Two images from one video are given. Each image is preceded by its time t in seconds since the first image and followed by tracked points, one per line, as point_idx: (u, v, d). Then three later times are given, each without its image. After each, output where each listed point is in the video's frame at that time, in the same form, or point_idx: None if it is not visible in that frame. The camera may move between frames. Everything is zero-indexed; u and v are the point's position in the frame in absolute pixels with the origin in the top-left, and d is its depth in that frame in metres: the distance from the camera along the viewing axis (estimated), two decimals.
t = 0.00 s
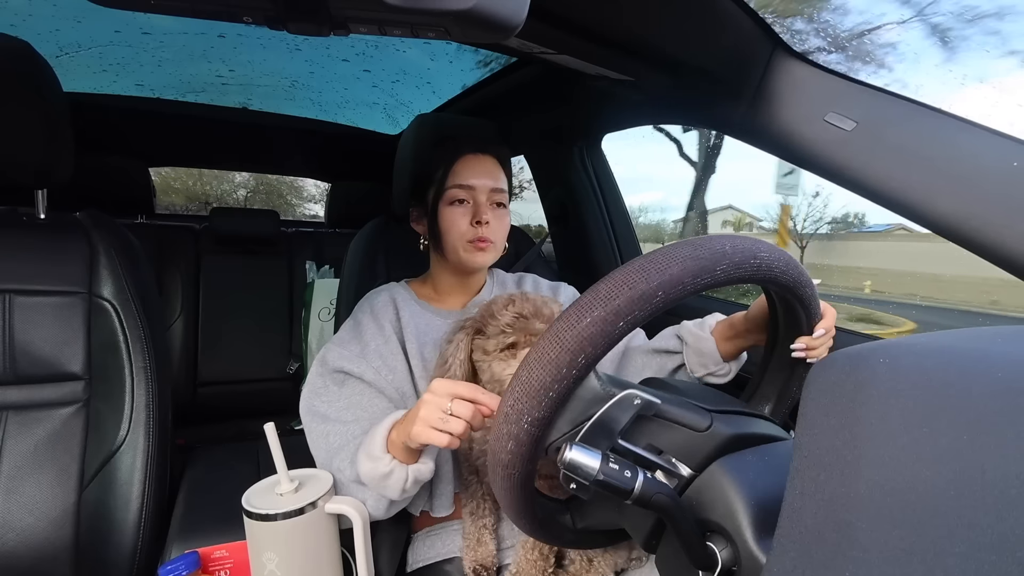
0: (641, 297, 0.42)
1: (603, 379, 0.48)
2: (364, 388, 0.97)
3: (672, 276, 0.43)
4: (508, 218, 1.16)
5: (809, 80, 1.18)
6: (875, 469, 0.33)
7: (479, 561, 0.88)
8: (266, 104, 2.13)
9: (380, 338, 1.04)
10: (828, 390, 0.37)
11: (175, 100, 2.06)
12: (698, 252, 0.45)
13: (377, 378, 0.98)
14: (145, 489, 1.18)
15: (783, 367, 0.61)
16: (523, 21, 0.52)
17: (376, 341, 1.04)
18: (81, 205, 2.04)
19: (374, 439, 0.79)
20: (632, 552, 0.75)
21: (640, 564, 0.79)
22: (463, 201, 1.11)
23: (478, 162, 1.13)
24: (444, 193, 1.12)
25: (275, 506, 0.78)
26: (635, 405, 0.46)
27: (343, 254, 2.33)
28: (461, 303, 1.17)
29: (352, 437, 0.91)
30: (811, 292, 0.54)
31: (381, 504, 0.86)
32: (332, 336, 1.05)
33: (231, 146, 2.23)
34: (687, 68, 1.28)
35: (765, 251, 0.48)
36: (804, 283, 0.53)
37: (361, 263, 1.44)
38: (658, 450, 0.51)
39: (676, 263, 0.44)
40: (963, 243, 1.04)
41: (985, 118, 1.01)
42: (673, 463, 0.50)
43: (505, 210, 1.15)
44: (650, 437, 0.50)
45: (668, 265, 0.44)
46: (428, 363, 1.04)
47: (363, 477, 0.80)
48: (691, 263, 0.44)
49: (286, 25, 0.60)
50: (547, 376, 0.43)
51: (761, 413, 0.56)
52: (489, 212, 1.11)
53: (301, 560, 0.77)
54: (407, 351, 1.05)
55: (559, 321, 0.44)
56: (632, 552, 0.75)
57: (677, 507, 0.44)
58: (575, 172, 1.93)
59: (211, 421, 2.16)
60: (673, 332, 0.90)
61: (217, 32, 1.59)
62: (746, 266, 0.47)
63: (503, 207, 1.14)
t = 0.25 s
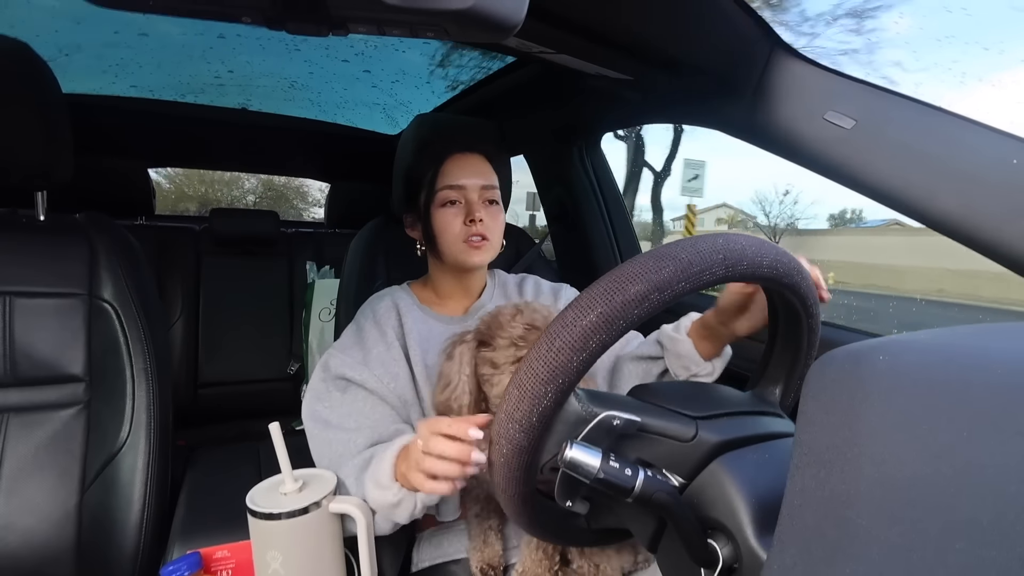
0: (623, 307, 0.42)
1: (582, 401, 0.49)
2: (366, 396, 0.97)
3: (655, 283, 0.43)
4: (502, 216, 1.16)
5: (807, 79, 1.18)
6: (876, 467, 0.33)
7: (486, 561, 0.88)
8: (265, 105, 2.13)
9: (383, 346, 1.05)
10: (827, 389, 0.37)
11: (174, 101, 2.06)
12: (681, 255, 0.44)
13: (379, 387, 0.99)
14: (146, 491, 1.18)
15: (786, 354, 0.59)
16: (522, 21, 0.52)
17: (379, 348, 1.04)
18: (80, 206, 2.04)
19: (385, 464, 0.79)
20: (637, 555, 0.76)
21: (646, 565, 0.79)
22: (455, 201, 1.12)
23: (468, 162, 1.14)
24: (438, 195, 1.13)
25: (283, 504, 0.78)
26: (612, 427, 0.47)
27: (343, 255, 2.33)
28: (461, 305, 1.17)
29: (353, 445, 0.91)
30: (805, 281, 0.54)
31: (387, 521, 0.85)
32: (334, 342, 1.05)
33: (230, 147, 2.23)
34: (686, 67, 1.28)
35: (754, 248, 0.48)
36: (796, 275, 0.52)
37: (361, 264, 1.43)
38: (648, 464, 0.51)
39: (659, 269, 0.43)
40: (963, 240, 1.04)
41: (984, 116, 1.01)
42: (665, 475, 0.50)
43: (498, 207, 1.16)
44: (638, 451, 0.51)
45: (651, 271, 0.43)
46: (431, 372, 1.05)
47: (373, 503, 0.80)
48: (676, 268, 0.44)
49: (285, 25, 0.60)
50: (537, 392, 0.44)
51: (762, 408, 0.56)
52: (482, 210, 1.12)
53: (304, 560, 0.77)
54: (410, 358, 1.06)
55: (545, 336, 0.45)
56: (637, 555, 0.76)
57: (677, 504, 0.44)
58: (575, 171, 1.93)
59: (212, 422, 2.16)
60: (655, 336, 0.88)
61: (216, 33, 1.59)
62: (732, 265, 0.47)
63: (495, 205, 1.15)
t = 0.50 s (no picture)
0: (596, 327, 0.42)
1: (568, 417, 0.49)
2: (359, 393, 0.99)
3: (628, 300, 0.42)
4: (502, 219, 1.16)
5: (809, 78, 1.18)
6: (876, 468, 0.33)
7: (479, 561, 0.88)
8: (265, 102, 2.13)
9: (378, 342, 1.05)
10: (827, 388, 0.37)
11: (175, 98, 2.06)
12: (656, 267, 0.43)
13: (373, 384, 1.00)
14: (145, 489, 1.18)
15: (790, 344, 0.58)
16: (522, 19, 0.52)
17: (374, 344, 1.05)
18: (81, 203, 2.04)
19: (407, 490, 0.85)
20: (632, 553, 0.78)
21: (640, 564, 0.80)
22: (457, 202, 1.11)
23: (471, 163, 1.13)
24: (438, 196, 1.12)
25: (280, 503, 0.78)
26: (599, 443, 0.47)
27: (343, 253, 2.33)
28: (461, 304, 1.17)
29: (345, 444, 0.94)
30: (797, 270, 0.52)
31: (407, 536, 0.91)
32: (329, 337, 1.05)
33: (231, 145, 2.23)
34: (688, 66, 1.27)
35: (756, 248, 0.48)
36: (786, 271, 0.51)
37: (361, 262, 1.43)
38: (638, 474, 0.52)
39: (631, 284, 0.43)
40: (964, 242, 1.04)
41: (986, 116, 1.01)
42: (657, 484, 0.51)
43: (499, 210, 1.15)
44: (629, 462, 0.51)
45: (623, 288, 0.42)
46: (427, 367, 1.04)
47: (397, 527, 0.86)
48: (648, 281, 0.43)
49: (286, 23, 0.60)
50: (522, 416, 0.45)
51: (762, 406, 0.55)
52: (482, 213, 1.12)
53: (302, 559, 0.77)
54: (405, 353, 1.05)
55: (526, 358, 0.45)
56: (632, 553, 0.77)
57: (678, 505, 0.44)
58: (575, 170, 1.92)
59: (211, 420, 2.16)
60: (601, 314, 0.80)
61: (217, 30, 1.59)
62: (713, 269, 0.45)
63: (496, 208, 1.14)
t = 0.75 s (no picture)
0: (588, 336, 0.42)
1: (566, 421, 0.50)
2: (361, 395, 0.99)
3: (620, 307, 0.42)
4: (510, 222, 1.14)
5: (808, 81, 1.18)
6: (877, 471, 0.33)
7: (484, 559, 0.89)
8: (266, 104, 2.13)
9: (380, 343, 1.05)
10: (826, 391, 0.37)
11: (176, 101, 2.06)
12: (649, 273, 0.43)
13: (375, 386, 1.00)
14: (144, 490, 1.18)
15: (790, 341, 0.58)
16: (523, 22, 0.52)
17: (376, 346, 1.04)
18: (81, 205, 2.04)
19: (416, 498, 0.84)
20: (635, 554, 0.77)
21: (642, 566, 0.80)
22: (461, 203, 1.11)
23: (476, 165, 1.13)
24: (445, 196, 1.12)
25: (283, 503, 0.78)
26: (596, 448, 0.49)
27: (343, 255, 2.33)
28: (462, 306, 1.17)
29: (347, 446, 0.94)
30: (795, 270, 0.52)
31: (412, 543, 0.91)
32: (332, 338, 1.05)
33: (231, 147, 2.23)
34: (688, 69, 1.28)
35: (755, 251, 0.48)
36: (784, 272, 0.50)
37: (362, 264, 1.44)
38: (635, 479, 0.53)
39: (624, 291, 0.42)
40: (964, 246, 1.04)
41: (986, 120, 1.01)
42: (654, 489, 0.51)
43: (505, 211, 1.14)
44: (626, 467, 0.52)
45: (615, 295, 0.42)
46: (430, 371, 1.04)
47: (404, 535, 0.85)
48: (641, 287, 0.42)
49: (287, 26, 0.60)
50: (520, 424, 0.45)
51: (762, 409, 0.55)
52: (488, 215, 1.11)
53: (304, 560, 0.77)
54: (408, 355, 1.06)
55: (523, 366, 0.45)
56: (636, 554, 0.77)
57: (678, 508, 0.44)
58: (576, 173, 1.93)
59: (211, 421, 2.15)
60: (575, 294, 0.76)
61: (218, 33, 1.60)
62: (708, 273, 0.45)
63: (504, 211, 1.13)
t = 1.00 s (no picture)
0: (586, 335, 0.42)
1: (565, 420, 0.50)
2: (361, 396, 0.99)
3: (618, 306, 0.42)
4: (502, 215, 1.15)
5: (809, 78, 1.18)
6: (875, 468, 0.33)
7: (484, 559, 0.89)
8: (265, 103, 2.13)
9: (379, 344, 1.04)
10: (827, 389, 0.37)
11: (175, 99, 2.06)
12: (647, 271, 0.43)
13: (374, 387, 1.00)
14: (145, 489, 1.18)
15: (791, 337, 0.58)
16: (522, 19, 0.52)
17: (375, 347, 1.04)
18: (81, 204, 2.04)
19: (417, 499, 0.84)
20: (635, 552, 0.77)
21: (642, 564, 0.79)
22: (456, 199, 1.11)
23: (467, 160, 1.13)
24: (437, 193, 1.12)
25: (284, 501, 0.78)
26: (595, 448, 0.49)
27: (342, 253, 2.33)
28: (461, 304, 1.17)
29: (347, 446, 0.94)
30: (793, 265, 0.51)
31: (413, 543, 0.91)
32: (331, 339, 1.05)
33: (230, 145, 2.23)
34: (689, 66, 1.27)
35: (753, 248, 0.48)
36: (783, 268, 0.50)
37: (361, 263, 1.44)
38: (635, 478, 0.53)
39: (621, 290, 0.42)
40: (964, 242, 1.04)
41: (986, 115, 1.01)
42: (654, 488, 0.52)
43: (497, 206, 1.14)
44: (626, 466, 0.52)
45: (613, 294, 0.42)
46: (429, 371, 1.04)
47: (406, 535, 0.85)
48: (639, 286, 0.42)
49: (285, 24, 0.60)
50: (520, 423, 0.45)
51: (762, 406, 0.55)
52: (482, 209, 1.11)
53: (305, 559, 0.77)
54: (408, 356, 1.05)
55: (522, 366, 0.45)
56: (636, 552, 0.76)
57: (678, 507, 0.44)
58: (576, 170, 1.92)
59: (212, 420, 2.16)
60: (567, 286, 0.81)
61: (217, 31, 1.59)
62: (707, 271, 0.45)
63: (495, 205, 1.14)
